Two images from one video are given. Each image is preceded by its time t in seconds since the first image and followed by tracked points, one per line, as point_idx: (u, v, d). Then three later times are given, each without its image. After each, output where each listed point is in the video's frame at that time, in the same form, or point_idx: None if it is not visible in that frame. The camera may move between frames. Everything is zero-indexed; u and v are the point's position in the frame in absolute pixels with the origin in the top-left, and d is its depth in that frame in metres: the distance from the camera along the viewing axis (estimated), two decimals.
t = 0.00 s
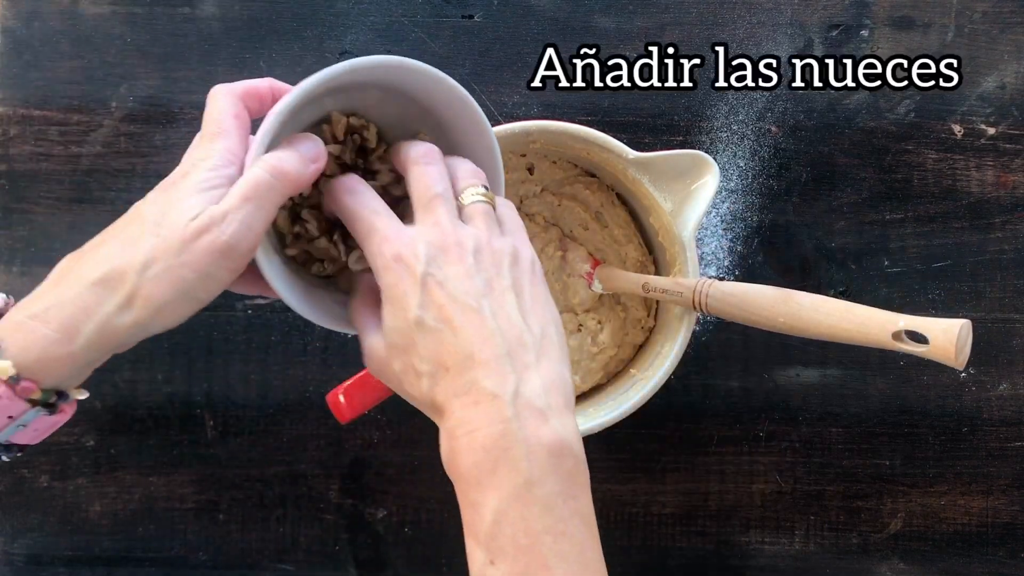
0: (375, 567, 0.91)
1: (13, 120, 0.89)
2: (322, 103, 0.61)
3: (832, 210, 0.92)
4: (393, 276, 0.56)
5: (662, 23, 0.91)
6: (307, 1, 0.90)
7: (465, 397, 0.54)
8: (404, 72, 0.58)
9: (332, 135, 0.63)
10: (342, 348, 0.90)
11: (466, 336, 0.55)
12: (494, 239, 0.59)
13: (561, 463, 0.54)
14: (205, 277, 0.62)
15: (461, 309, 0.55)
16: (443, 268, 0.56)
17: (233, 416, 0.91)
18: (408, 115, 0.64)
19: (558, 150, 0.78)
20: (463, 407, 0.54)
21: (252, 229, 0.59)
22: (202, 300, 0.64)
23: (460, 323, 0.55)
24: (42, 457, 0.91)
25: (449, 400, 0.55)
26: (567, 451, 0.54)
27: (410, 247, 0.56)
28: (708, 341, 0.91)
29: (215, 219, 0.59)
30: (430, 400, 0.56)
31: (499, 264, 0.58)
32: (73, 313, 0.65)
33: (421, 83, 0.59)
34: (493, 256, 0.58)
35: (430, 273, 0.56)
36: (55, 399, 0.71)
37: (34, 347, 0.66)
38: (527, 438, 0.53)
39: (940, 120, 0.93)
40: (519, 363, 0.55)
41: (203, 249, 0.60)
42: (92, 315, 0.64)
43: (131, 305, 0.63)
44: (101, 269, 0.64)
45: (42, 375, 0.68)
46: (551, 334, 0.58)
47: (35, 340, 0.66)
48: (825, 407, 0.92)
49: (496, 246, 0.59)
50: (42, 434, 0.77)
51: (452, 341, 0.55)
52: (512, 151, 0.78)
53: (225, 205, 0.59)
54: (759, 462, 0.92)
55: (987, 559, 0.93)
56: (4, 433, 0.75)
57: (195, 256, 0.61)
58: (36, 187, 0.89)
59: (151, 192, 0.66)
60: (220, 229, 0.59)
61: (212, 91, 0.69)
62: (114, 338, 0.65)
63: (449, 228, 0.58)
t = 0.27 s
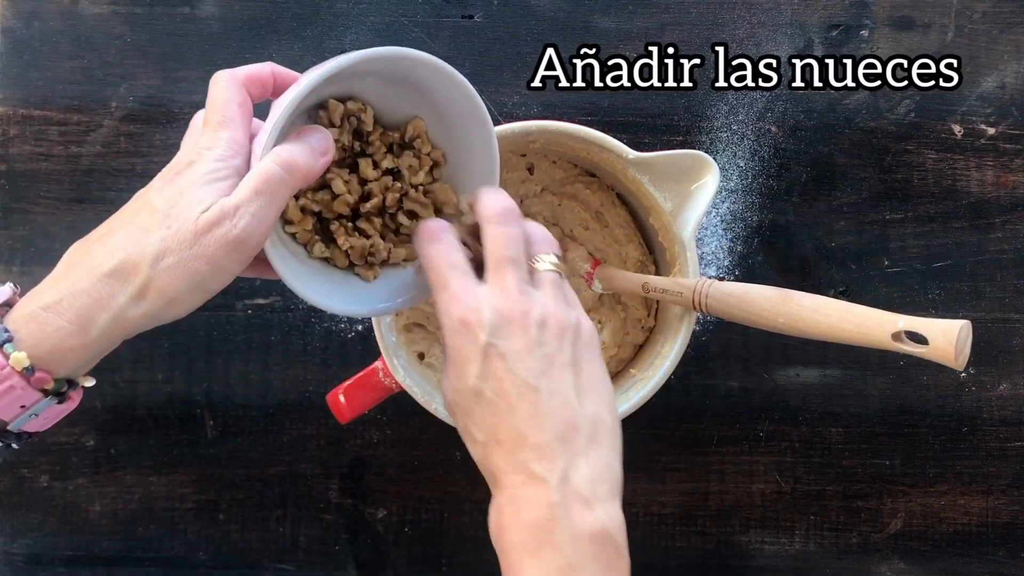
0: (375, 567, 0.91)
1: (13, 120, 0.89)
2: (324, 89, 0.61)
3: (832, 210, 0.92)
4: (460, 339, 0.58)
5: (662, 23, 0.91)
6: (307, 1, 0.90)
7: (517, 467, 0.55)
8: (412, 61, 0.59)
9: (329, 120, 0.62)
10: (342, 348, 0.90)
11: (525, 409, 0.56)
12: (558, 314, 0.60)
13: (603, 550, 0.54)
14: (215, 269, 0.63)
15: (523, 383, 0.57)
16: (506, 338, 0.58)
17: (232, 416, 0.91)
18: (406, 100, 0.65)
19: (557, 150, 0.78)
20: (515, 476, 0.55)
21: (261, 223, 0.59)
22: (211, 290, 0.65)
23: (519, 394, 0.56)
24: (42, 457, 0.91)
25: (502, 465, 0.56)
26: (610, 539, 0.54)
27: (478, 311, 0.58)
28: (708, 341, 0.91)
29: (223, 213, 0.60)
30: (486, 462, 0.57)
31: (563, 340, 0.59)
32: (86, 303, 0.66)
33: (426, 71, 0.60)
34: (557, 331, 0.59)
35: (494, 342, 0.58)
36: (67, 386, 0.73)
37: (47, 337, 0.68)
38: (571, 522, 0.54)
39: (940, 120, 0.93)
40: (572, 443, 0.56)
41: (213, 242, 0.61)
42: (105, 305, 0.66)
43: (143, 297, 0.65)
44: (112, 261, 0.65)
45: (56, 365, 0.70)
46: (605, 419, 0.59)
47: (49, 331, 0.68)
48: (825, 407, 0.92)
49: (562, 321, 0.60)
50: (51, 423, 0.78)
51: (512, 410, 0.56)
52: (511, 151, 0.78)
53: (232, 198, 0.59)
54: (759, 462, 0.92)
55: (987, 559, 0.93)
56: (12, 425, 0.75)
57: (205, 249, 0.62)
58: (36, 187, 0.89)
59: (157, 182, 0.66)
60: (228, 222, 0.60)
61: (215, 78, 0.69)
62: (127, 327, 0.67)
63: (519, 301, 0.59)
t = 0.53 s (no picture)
0: (375, 567, 0.91)
1: (13, 120, 0.89)
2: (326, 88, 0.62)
3: (832, 210, 0.92)
4: (430, 292, 0.54)
5: (662, 23, 0.91)
6: (307, 1, 0.90)
7: (498, 425, 0.52)
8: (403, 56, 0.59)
9: (336, 121, 0.64)
10: (341, 348, 0.90)
11: (503, 370, 0.53)
12: (534, 272, 0.57)
13: (584, 510, 0.52)
14: (215, 272, 0.64)
15: (506, 340, 0.54)
16: (483, 293, 0.55)
17: (232, 416, 0.91)
18: (414, 99, 0.66)
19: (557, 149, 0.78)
20: (490, 441, 0.52)
21: (262, 225, 0.60)
22: (213, 294, 0.67)
23: (500, 353, 0.53)
24: (42, 457, 0.91)
25: (479, 425, 0.52)
26: (592, 501, 0.52)
27: (453, 261, 0.54)
28: (708, 342, 0.91)
29: (224, 217, 0.62)
30: (458, 423, 0.53)
31: (540, 298, 0.57)
32: (88, 307, 0.68)
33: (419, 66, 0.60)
34: (533, 289, 0.57)
35: (471, 297, 0.54)
36: (68, 392, 0.73)
37: (50, 342, 0.69)
38: (554, 481, 0.51)
39: (940, 120, 0.92)
40: (553, 403, 0.53)
41: (214, 245, 0.63)
42: (108, 308, 0.68)
43: (144, 300, 0.66)
44: (113, 264, 0.66)
45: (58, 368, 0.71)
46: (584, 381, 0.56)
47: (50, 335, 0.69)
48: (825, 407, 0.92)
49: (539, 282, 0.57)
50: (52, 428, 0.78)
51: (488, 370, 0.53)
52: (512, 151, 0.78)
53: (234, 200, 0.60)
54: (759, 462, 0.92)
55: (987, 559, 0.93)
56: (12, 430, 0.75)
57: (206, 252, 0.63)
58: (36, 187, 0.90)
59: (159, 185, 0.68)
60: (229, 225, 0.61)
61: (220, 80, 0.70)
62: (128, 331, 0.68)
63: (496, 254, 0.56)
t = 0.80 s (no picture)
0: (375, 567, 0.91)
1: (13, 120, 0.89)
2: (344, 89, 0.60)
3: (832, 210, 0.92)
4: (404, 274, 0.56)
5: (662, 23, 0.91)
6: (307, 1, 0.90)
7: (481, 391, 0.53)
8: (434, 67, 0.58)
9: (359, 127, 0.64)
10: (341, 348, 0.90)
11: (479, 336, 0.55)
12: (499, 240, 0.59)
13: (570, 463, 0.52)
14: (228, 278, 0.63)
15: (478, 309, 0.55)
16: (452, 266, 0.57)
17: (232, 416, 0.91)
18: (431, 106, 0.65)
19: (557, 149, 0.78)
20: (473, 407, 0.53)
21: (274, 231, 0.59)
22: (225, 301, 0.65)
23: (474, 322, 0.55)
24: (42, 457, 0.91)
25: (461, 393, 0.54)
26: (577, 453, 0.53)
27: (422, 247, 0.57)
28: (708, 342, 0.91)
29: (236, 221, 0.60)
30: (447, 393, 0.55)
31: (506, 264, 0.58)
32: (100, 313, 0.66)
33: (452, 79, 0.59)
34: (502, 258, 0.58)
35: (439, 273, 0.56)
36: (78, 398, 0.74)
37: (60, 349, 0.68)
38: (538, 435, 0.52)
39: (940, 120, 0.93)
40: (531, 364, 0.55)
41: (225, 250, 0.61)
42: (119, 315, 0.66)
43: (156, 307, 0.65)
44: (124, 270, 0.65)
45: (68, 375, 0.70)
46: (560, 337, 0.57)
47: (61, 341, 0.68)
48: (825, 407, 0.92)
49: (505, 249, 0.59)
50: (62, 435, 0.78)
51: (463, 342, 0.55)
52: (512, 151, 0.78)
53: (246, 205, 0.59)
54: (759, 462, 0.92)
55: (987, 559, 0.93)
56: (23, 435, 0.75)
57: (218, 258, 0.62)
58: (36, 187, 0.89)
59: (171, 189, 0.66)
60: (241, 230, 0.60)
61: (231, 82, 0.69)
62: (139, 337, 0.67)
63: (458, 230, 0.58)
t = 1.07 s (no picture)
0: (375, 567, 0.91)
1: (13, 120, 0.89)
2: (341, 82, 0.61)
3: (832, 210, 0.92)
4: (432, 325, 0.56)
5: (662, 23, 0.91)
6: (307, 1, 0.90)
7: (506, 452, 0.55)
8: (433, 52, 0.59)
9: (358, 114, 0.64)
10: (341, 348, 0.90)
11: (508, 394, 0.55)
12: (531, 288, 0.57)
13: (591, 527, 0.54)
14: (225, 266, 0.63)
15: (506, 368, 0.55)
16: (481, 320, 0.55)
17: (232, 416, 0.91)
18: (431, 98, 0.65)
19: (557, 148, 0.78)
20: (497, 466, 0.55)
21: (270, 218, 0.60)
22: (223, 289, 0.65)
23: (501, 381, 0.55)
24: (42, 457, 0.91)
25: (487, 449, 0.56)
26: (599, 516, 0.54)
27: (448, 295, 0.55)
28: (708, 342, 0.91)
29: (231, 210, 0.60)
30: (475, 443, 0.57)
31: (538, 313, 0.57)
32: (98, 303, 0.66)
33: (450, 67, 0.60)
34: (533, 308, 0.57)
35: (469, 327, 0.55)
36: (78, 389, 0.73)
37: (60, 340, 0.68)
38: (560, 502, 0.54)
39: (940, 120, 0.93)
40: (558, 426, 0.55)
41: (221, 239, 0.61)
42: (117, 305, 0.66)
43: (153, 297, 0.65)
44: (122, 260, 0.65)
45: (67, 366, 0.70)
46: (588, 394, 0.57)
47: (60, 332, 0.68)
48: (825, 407, 0.92)
49: (536, 297, 0.57)
50: (64, 426, 0.78)
51: (491, 399, 0.55)
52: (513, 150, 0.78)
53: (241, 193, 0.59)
54: (759, 462, 0.92)
55: (987, 559, 0.93)
56: (22, 427, 0.75)
57: (213, 246, 0.61)
58: (36, 187, 0.89)
59: (168, 181, 0.66)
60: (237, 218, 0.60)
61: (226, 74, 0.69)
62: (138, 327, 0.67)
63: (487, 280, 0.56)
